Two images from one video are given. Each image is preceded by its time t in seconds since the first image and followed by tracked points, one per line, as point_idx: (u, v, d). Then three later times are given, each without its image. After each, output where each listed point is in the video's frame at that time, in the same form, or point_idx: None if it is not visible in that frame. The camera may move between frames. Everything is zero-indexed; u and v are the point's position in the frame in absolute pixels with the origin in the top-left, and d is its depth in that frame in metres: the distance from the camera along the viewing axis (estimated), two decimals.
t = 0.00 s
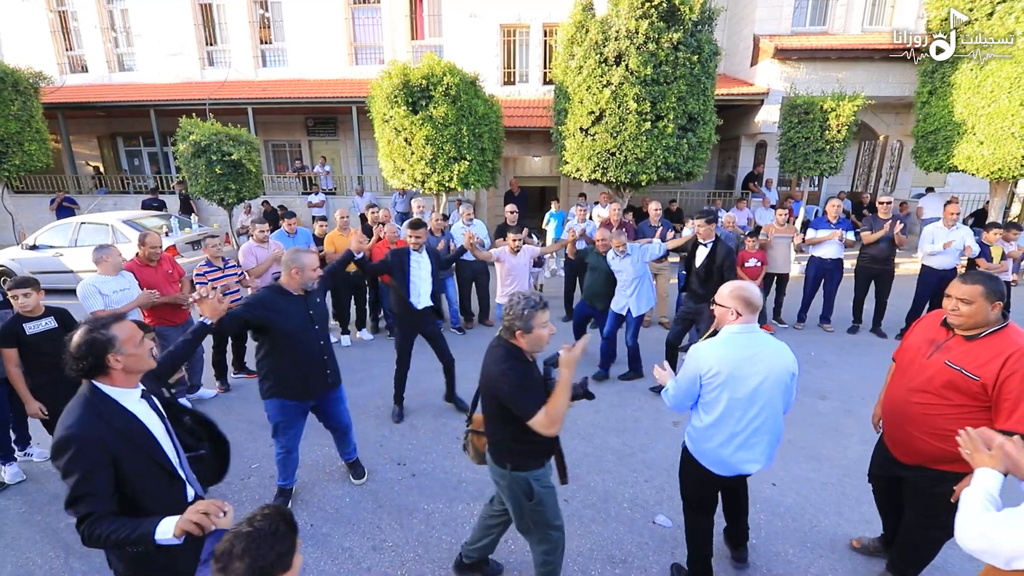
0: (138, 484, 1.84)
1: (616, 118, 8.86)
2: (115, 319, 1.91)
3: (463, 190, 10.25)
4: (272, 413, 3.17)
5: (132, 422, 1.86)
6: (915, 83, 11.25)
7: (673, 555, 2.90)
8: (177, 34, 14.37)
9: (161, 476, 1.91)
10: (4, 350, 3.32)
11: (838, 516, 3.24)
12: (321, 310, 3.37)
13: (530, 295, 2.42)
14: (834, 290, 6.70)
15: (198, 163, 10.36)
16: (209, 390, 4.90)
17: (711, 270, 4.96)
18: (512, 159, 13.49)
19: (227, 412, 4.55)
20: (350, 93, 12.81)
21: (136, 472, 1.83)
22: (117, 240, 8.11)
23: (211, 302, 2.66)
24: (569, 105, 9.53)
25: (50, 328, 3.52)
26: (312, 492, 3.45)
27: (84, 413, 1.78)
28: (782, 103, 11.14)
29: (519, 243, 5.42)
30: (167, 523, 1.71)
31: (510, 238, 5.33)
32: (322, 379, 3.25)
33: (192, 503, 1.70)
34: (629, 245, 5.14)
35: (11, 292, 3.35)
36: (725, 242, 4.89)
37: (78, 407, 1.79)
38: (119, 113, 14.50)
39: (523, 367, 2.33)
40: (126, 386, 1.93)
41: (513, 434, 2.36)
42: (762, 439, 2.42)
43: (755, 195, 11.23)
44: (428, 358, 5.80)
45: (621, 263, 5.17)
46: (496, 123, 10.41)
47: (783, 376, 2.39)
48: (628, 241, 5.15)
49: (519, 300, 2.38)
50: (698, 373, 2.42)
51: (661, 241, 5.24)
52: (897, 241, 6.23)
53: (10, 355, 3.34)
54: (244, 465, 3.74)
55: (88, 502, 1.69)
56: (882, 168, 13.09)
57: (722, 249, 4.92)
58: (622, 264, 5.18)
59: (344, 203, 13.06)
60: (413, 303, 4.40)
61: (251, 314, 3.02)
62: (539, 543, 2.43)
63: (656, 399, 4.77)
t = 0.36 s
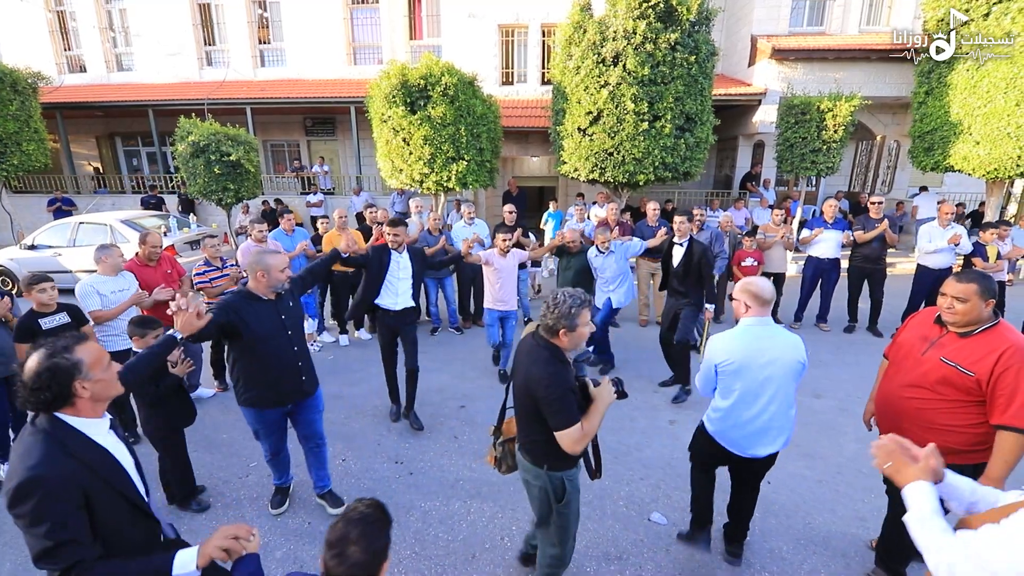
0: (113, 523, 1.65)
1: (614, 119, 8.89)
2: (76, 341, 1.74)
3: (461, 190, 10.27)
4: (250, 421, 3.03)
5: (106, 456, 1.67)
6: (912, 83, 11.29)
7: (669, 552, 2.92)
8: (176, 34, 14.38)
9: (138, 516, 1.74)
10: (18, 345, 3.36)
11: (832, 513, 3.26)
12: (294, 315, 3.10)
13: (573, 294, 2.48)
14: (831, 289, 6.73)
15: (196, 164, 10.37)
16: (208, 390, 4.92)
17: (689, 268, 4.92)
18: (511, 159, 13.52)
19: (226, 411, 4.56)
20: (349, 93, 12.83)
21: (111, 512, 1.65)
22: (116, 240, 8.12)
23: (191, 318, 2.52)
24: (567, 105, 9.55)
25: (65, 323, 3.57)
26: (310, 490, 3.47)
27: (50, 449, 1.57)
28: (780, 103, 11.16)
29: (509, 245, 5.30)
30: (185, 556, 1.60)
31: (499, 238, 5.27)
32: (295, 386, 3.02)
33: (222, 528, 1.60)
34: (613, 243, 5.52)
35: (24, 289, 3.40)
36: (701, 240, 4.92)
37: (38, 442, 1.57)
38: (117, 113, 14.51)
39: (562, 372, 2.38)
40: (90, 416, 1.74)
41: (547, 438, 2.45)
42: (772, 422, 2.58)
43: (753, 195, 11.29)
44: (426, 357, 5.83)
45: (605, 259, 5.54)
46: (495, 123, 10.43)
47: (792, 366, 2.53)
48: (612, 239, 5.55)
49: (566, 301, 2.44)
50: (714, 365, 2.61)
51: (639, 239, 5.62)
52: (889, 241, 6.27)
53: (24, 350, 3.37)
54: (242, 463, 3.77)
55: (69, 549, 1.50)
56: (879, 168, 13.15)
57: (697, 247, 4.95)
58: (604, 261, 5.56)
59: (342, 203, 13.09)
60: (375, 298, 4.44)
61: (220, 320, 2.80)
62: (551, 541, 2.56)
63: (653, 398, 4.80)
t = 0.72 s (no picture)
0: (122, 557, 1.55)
1: (619, 118, 8.88)
2: (90, 363, 1.65)
3: (466, 190, 10.28)
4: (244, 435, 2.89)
5: (112, 480, 1.56)
6: (919, 82, 11.22)
7: (672, 552, 2.92)
8: (183, 35, 14.48)
9: (144, 542, 1.62)
10: (40, 335, 3.42)
11: (836, 514, 3.25)
12: (294, 328, 2.92)
13: (604, 293, 2.45)
14: (836, 289, 6.69)
15: (203, 163, 10.45)
16: (214, 388, 4.96)
17: (681, 265, 5.05)
18: (515, 159, 13.53)
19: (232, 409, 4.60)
20: (354, 93, 12.89)
21: (118, 539, 1.53)
22: (124, 239, 8.20)
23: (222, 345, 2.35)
24: (572, 105, 9.55)
25: (84, 316, 3.63)
26: (314, 487, 3.50)
27: (50, 476, 1.46)
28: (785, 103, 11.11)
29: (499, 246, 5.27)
30: None
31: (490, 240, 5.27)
32: (285, 402, 2.85)
33: (251, 549, 1.61)
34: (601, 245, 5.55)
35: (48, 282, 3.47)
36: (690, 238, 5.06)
37: (43, 470, 1.47)
38: (125, 114, 14.63)
39: (578, 363, 2.39)
40: (102, 443, 1.64)
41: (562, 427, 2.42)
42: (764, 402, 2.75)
43: (758, 195, 11.26)
44: (430, 356, 5.84)
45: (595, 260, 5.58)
46: (499, 122, 10.44)
47: (799, 354, 2.68)
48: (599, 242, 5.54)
49: (593, 298, 2.41)
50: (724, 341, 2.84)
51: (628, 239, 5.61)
52: (895, 241, 6.23)
53: (44, 341, 3.43)
54: (248, 461, 3.80)
55: None
56: (886, 168, 13.07)
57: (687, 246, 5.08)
58: (593, 264, 5.60)
59: (348, 202, 13.14)
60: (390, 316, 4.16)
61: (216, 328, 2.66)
62: (564, 533, 2.48)
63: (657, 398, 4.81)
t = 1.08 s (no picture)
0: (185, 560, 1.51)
1: (635, 117, 8.81)
2: (146, 364, 1.64)
3: (481, 190, 10.31)
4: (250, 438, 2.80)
5: (173, 482, 1.55)
6: (948, 79, 10.90)
7: (681, 555, 2.90)
8: (207, 38, 14.80)
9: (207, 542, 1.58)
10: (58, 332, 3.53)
11: (851, 521, 3.19)
12: (306, 326, 2.94)
13: (627, 292, 2.41)
14: (858, 292, 6.55)
15: (225, 163, 10.68)
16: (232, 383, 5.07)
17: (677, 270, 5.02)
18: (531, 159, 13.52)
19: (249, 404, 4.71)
20: (372, 94, 13.04)
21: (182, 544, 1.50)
22: (149, 238, 8.43)
23: (186, 324, 2.28)
24: (588, 104, 9.51)
25: (99, 313, 3.74)
26: (326, 482, 3.56)
27: (122, 481, 1.46)
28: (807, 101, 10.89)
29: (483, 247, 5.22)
30: None
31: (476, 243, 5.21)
32: (302, 404, 2.90)
33: (287, 553, 1.51)
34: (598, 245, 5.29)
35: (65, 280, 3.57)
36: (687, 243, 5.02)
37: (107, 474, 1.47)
38: (152, 115, 15.03)
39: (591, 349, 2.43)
40: (159, 444, 1.64)
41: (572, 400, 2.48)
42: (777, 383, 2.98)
43: (779, 195, 11.06)
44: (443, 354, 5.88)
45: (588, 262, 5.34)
46: (515, 122, 10.45)
47: (809, 342, 2.93)
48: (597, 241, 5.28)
49: (614, 293, 2.39)
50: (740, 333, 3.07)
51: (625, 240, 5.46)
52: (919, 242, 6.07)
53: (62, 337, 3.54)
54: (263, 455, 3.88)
55: None
56: (913, 167, 12.71)
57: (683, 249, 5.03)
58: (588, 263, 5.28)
59: (365, 202, 13.28)
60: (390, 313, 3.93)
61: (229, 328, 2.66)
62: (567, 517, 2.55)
63: (670, 399, 4.76)
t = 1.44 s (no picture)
0: None
1: (640, 116, 8.78)
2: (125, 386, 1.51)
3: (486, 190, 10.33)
4: (225, 463, 2.73)
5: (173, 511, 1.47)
6: (961, 77, 10.73)
7: (673, 557, 2.90)
8: (218, 40, 14.99)
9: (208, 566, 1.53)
10: (51, 336, 3.58)
11: (848, 525, 3.16)
12: (280, 335, 2.90)
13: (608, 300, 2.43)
14: (864, 293, 6.47)
15: (235, 164, 10.81)
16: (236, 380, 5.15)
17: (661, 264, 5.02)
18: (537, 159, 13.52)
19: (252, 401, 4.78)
20: (380, 95, 13.14)
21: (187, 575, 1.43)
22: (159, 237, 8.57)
23: (144, 350, 2.28)
24: (593, 104, 9.49)
25: (90, 316, 3.79)
26: (324, 479, 3.60)
27: (117, 508, 1.35)
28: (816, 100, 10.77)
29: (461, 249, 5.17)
30: None
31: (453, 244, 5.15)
32: (283, 418, 2.84)
33: None
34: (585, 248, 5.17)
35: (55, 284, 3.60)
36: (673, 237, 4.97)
37: (104, 507, 1.34)
38: (165, 117, 15.27)
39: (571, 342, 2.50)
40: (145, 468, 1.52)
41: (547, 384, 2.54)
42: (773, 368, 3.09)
43: (787, 195, 10.94)
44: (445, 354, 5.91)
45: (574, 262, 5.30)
46: (520, 122, 10.45)
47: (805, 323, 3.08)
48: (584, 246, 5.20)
49: (595, 300, 2.41)
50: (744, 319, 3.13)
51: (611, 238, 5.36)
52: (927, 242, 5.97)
53: (55, 341, 3.59)
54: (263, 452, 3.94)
55: None
56: (925, 167, 12.51)
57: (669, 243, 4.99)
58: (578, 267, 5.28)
59: (372, 202, 13.36)
60: (358, 320, 3.93)
61: (198, 349, 2.58)
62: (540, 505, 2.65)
63: (670, 400, 4.75)
